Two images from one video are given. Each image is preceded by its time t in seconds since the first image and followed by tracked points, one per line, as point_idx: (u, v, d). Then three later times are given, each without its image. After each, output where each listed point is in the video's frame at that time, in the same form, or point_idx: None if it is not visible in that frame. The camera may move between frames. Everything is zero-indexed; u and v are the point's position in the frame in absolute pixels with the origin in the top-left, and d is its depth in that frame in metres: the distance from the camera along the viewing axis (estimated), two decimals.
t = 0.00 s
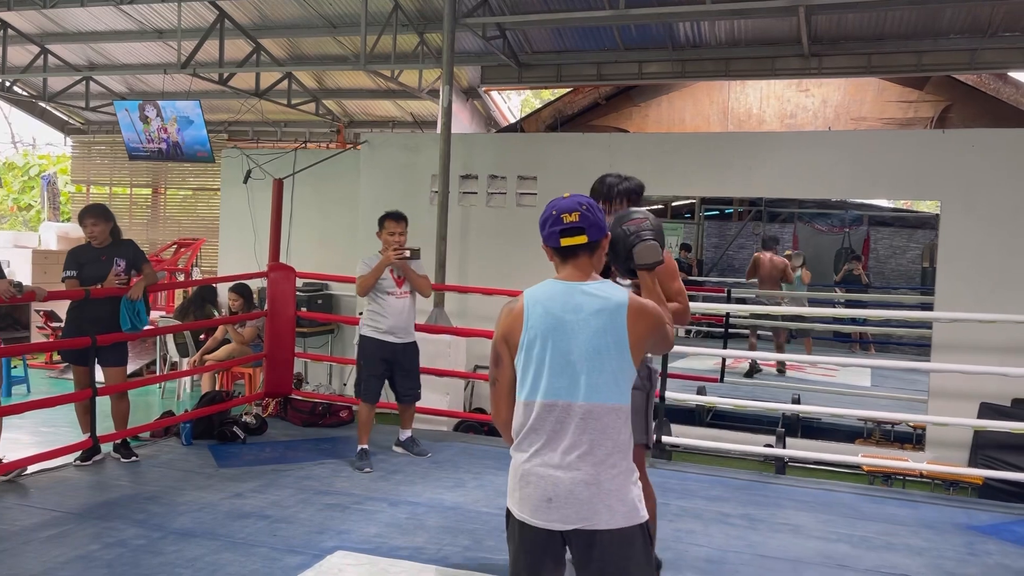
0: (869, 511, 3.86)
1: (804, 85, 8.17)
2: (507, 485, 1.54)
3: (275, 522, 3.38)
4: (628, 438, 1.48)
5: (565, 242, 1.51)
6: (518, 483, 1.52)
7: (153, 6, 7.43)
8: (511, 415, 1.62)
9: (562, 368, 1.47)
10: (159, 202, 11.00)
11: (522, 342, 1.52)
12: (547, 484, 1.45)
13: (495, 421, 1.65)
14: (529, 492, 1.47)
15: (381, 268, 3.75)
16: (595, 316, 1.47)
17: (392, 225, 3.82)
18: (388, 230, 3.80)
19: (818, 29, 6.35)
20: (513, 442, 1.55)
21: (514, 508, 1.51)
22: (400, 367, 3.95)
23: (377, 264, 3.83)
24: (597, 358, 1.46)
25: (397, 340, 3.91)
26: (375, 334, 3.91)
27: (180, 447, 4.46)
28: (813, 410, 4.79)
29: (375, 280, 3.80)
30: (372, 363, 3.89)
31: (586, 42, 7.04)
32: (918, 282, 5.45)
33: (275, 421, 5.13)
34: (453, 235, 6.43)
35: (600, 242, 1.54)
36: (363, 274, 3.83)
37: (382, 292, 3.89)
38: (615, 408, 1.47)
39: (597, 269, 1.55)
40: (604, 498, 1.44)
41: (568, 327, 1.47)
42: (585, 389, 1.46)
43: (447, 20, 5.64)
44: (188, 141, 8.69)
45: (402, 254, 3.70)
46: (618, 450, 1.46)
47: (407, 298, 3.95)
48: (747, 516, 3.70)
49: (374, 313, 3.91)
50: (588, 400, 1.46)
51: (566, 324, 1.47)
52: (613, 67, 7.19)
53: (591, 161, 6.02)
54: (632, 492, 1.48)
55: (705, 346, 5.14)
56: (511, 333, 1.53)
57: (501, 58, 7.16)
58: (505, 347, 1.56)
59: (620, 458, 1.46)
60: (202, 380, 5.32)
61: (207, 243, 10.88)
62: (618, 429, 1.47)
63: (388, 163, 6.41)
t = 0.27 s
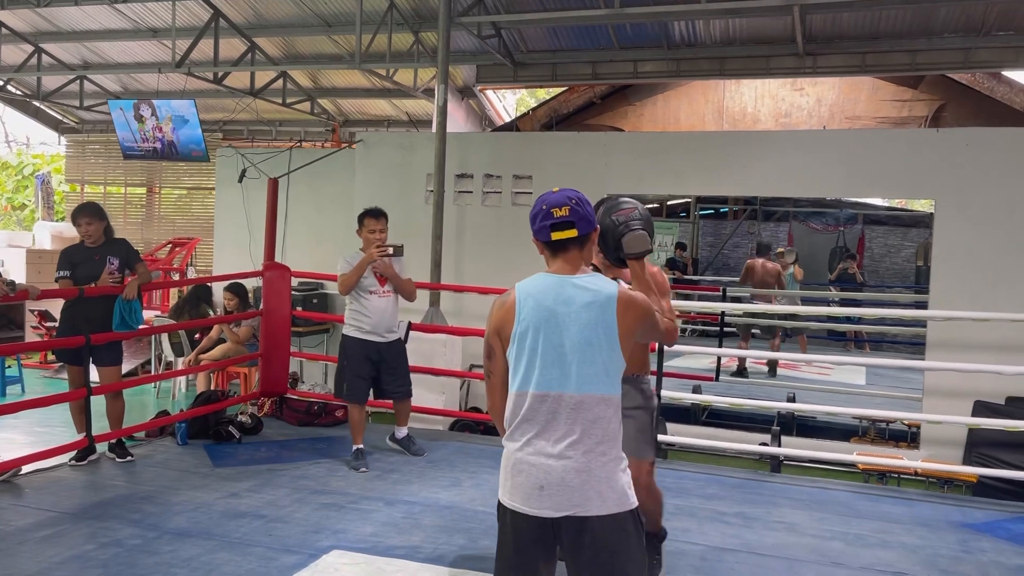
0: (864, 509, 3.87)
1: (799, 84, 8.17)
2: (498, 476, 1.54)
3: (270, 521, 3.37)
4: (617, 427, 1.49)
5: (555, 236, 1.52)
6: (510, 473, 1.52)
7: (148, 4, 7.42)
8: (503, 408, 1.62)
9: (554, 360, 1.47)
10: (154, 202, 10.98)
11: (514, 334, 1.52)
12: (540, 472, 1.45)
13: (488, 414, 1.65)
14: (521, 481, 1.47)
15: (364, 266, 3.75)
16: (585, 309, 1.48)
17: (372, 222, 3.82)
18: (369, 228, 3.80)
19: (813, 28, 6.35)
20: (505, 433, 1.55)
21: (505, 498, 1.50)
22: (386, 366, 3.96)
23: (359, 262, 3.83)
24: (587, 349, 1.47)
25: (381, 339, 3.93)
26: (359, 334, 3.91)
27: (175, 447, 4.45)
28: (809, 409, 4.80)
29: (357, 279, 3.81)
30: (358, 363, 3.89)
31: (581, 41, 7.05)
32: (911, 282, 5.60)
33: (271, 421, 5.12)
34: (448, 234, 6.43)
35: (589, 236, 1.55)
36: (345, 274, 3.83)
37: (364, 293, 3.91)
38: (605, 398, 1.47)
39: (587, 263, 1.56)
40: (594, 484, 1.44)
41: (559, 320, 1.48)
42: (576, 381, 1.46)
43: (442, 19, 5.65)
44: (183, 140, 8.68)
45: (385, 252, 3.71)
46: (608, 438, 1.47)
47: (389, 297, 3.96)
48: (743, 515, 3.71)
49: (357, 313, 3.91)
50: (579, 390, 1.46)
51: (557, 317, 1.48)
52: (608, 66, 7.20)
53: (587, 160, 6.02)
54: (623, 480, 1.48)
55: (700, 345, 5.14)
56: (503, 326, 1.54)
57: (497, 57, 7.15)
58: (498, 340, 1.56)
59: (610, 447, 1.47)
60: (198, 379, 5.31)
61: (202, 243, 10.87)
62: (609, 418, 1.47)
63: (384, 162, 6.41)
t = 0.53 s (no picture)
0: (860, 508, 3.88)
1: (795, 83, 8.18)
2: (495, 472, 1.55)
3: (267, 521, 3.37)
4: (611, 420, 1.49)
5: (548, 233, 1.52)
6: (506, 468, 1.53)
7: (144, 4, 7.41)
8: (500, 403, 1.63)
9: (548, 356, 1.47)
10: (150, 202, 10.96)
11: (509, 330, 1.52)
12: (535, 466, 1.46)
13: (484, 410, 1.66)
14: (517, 475, 1.47)
15: (356, 266, 3.74)
16: (579, 305, 1.48)
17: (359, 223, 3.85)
18: (357, 229, 3.84)
19: (809, 27, 6.36)
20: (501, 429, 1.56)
21: (502, 492, 1.51)
22: (376, 364, 3.99)
23: (351, 263, 3.82)
24: (581, 345, 1.47)
25: (373, 339, 3.94)
26: (351, 334, 3.92)
27: (172, 447, 4.45)
28: (805, 407, 4.80)
29: (349, 280, 3.81)
30: (350, 363, 3.90)
31: (578, 41, 7.05)
32: (907, 280, 5.54)
33: (268, 421, 5.12)
34: (445, 234, 6.43)
35: (582, 234, 1.55)
36: (336, 274, 3.82)
37: (356, 294, 3.91)
38: (599, 393, 1.48)
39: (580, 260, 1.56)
40: (590, 477, 1.45)
41: (553, 316, 1.48)
42: (571, 376, 1.47)
43: (439, 19, 5.65)
44: (180, 140, 8.68)
45: (377, 251, 3.71)
46: (602, 432, 1.48)
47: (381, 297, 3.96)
48: (740, 514, 3.72)
49: (349, 313, 3.91)
50: (573, 386, 1.46)
51: (550, 313, 1.48)
52: (605, 65, 7.21)
53: (583, 160, 6.03)
54: (617, 473, 1.49)
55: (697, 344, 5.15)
56: (498, 322, 1.54)
57: (493, 56, 7.16)
58: (493, 336, 1.56)
59: (605, 440, 1.48)
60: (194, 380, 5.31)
61: (199, 242, 10.85)
62: (603, 412, 1.48)
63: (380, 162, 6.41)
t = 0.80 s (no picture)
0: (858, 506, 3.89)
1: (792, 82, 8.18)
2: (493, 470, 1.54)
3: (266, 521, 3.37)
4: (607, 416, 1.50)
5: (543, 234, 1.51)
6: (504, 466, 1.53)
7: (141, 3, 7.40)
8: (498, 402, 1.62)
9: (547, 355, 1.47)
10: (147, 201, 10.95)
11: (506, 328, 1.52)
12: (534, 464, 1.46)
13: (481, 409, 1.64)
14: (516, 473, 1.47)
15: (352, 268, 3.74)
16: (576, 303, 1.48)
17: (354, 226, 3.86)
18: (351, 231, 3.85)
19: (807, 26, 6.36)
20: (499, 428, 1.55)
21: (501, 491, 1.50)
22: (371, 363, 4.01)
23: (347, 264, 3.82)
24: (579, 343, 1.47)
25: (367, 339, 3.97)
26: (346, 334, 3.93)
27: (170, 447, 4.44)
28: (804, 405, 4.80)
29: (345, 281, 3.81)
30: (346, 364, 3.91)
31: (575, 40, 7.05)
32: (904, 278, 5.51)
33: (266, 421, 5.12)
34: (443, 234, 6.42)
35: (576, 232, 1.54)
36: (334, 275, 3.80)
37: (353, 294, 3.92)
38: (596, 389, 1.48)
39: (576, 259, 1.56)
40: (588, 473, 1.45)
41: (550, 315, 1.48)
42: (568, 374, 1.47)
43: (436, 18, 5.64)
44: (178, 139, 8.66)
45: (374, 253, 3.71)
46: (600, 428, 1.48)
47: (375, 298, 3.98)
48: (738, 513, 3.72)
49: (345, 313, 3.92)
50: (571, 383, 1.47)
51: (547, 312, 1.48)
52: (603, 64, 7.21)
53: (581, 159, 6.04)
54: (615, 469, 1.50)
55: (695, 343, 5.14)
56: (496, 321, 1.53)
57: (491, 56, 7.15)
58: (490, 334, 1.55)
59: (602, 435, 1.49)
60: (192, 379, 5.30)
61: (196, 242, 10.84)
62: (600, 408, 1.49)
63: (378, 161, 6.40)
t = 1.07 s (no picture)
0: (858, 505, 3.89)
1: (791, 81, 8.18)
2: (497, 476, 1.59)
3: (265, 522, 3.37)
4: (598, 431, 1.44)
5: (543, 235, 1.48)
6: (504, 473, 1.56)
7: (139, 4, 7.40)
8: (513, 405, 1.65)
9: (530, 365, 1.47)
10: (146, 202, 10.95)
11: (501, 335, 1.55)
12: (520, 474, 1.47)
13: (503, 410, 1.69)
14: (506, 481, 1.50)
15: (345, 268, 3.74)
16: (557, 314, 1.43)
17: (350, 225, 3.85)
18: (347, 230, 3.84)
19: (805, 25, 6.37)
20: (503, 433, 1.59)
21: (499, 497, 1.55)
22: (359, 363, 4.02)
23: (341, 264, 3.83)
24: (561, 354, 1.43)
25: (357, 339, 3.99)
26: (337, 334, 3.94)
27: (170, 447, 4.45)
28: (803, 405, 4.80)
29: (338, 281, 3.82)
30: (339, 364, 3.93)
31: (574, 40, 7.05)
32: (903, 277, 5.44)
33: (265, 421, 5.12)
34: (442, 234, 6.42)
35: (582, 231, 1.47)
36: (325, 275, 3.81)
37: (344, 294, 3.93)
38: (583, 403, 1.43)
39: (584, 261, 1.49)
40: (570, 491, 1.42)
41: (535, 324, 1.47)
42: (550, 387, 1.44)
43: (435, 18, 5.64)
44: (177, 140, 8.66)
45: (369, 254, 3.72)
46: (587, 444, 1.44)
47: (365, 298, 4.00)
48: (737, 512, 3.72)
49: (336, 313, 3.93)
50: (554, 396, 1.44)
51: (531, 321, 1.47)
52: (602, 64, 7.21)
53: (580, 158, 6.04)
54: (605, 486, 1.44)
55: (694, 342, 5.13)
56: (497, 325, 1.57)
57: (490, 56, 7.15)
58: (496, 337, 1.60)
59: (590, 452, 1.44)
60: (192, 380, 5.31)
61: (195, 243, 10.84)
62: (588, 423, 1.43)
63: (377, 162, 6.41)
